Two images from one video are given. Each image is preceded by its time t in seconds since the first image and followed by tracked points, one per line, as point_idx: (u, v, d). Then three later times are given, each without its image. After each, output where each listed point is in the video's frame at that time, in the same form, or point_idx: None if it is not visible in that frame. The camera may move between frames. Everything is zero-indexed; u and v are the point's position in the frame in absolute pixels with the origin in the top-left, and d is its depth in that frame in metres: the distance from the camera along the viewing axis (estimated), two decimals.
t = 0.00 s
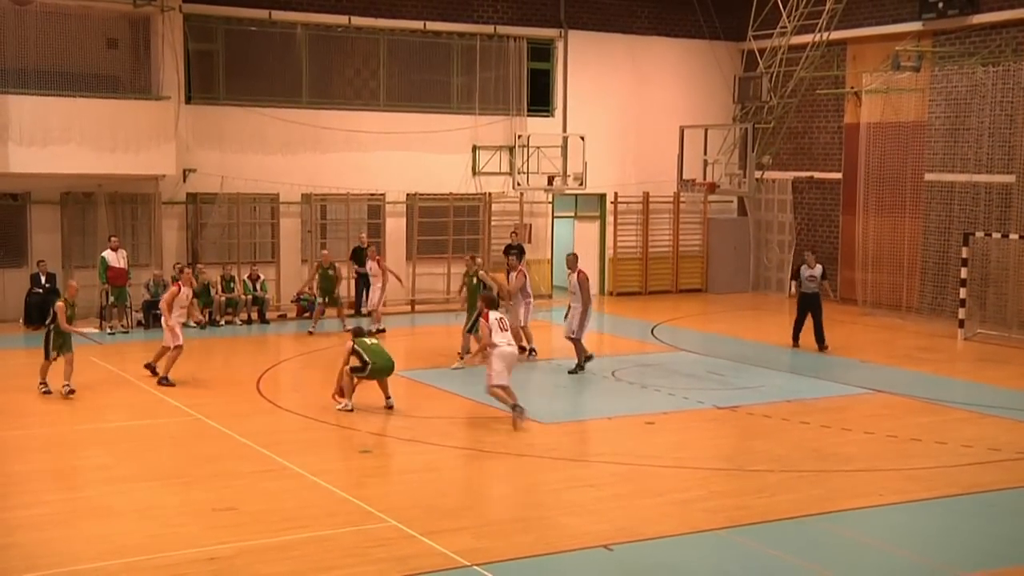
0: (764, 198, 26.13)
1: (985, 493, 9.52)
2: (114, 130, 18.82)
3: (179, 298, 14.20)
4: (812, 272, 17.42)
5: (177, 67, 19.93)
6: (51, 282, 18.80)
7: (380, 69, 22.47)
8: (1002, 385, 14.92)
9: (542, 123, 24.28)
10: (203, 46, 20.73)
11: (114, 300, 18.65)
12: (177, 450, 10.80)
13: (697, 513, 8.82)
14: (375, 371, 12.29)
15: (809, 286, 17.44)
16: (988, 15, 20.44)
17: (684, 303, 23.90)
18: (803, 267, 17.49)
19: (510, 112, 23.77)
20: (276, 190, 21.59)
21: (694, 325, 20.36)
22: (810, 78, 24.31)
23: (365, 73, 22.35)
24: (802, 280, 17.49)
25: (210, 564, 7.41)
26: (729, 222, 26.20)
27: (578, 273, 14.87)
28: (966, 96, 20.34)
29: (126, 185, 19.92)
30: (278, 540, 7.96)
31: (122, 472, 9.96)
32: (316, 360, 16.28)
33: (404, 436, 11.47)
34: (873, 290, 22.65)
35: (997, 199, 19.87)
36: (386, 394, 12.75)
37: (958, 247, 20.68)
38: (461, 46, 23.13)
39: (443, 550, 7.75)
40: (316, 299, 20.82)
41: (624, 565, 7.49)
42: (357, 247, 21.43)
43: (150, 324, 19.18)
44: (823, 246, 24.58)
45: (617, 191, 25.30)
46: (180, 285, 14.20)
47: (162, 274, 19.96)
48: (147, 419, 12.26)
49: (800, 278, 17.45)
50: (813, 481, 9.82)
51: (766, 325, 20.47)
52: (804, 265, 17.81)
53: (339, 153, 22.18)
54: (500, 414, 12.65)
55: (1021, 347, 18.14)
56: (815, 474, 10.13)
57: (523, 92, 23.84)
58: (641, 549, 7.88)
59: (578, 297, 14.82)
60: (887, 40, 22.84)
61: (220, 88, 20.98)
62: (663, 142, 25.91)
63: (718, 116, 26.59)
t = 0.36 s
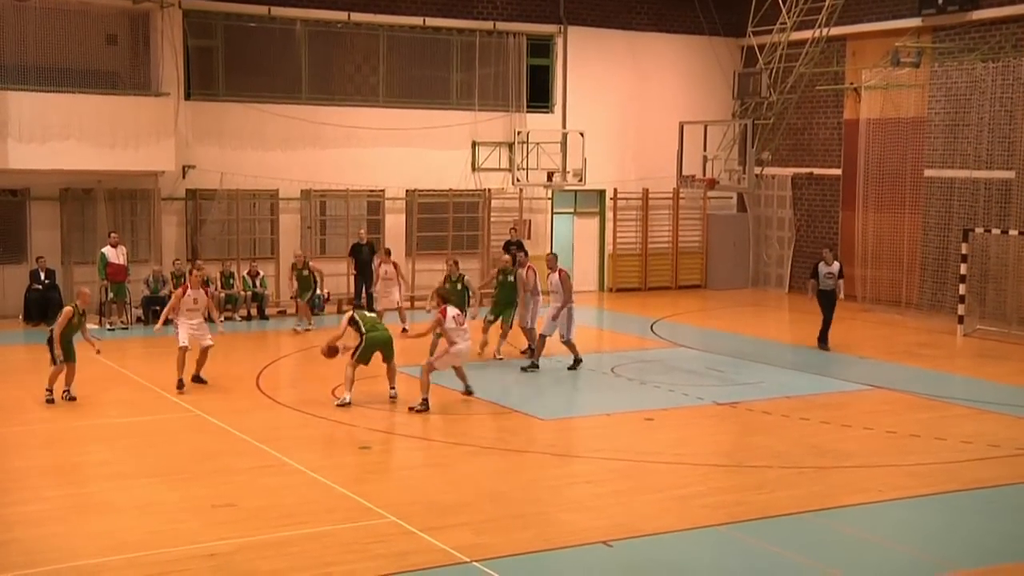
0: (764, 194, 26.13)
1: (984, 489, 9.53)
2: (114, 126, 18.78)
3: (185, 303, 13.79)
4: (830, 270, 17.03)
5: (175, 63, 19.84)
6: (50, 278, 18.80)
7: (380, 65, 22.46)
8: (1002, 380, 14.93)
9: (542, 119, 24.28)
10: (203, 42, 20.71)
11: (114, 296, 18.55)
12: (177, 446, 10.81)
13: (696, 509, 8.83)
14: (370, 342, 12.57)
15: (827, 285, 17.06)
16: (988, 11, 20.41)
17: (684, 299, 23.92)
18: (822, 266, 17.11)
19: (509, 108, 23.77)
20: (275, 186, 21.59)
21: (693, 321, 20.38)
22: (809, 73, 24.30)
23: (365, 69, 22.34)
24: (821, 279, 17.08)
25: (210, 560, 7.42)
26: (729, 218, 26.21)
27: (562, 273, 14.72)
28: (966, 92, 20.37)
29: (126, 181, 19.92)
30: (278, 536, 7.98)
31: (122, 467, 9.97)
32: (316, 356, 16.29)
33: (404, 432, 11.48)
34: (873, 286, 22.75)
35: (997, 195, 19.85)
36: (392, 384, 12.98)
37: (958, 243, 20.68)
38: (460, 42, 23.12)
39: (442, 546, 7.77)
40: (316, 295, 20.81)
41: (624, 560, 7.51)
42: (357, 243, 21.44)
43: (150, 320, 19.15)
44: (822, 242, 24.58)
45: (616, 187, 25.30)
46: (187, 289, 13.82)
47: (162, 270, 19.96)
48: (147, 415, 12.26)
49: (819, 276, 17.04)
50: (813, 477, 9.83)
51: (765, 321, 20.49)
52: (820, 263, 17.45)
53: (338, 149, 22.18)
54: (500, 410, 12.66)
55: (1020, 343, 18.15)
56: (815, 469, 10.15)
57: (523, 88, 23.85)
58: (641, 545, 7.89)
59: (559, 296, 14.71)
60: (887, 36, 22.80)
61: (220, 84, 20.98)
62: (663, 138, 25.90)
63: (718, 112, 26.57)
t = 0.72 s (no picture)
0: (763, 192, 26.14)
1: (983, 487, 9.54)
2: (112, 125, 18.76)
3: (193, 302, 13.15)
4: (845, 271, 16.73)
5: (174, 62, 19.98)
6: (49, 276, 18.81)
7: (379, 63, 22.46)
8: (1002, 378, 14.94)
9: (541, 118, 24.29)
10: (202, 40, 20.72)
11: (112, 295, 18.61)
12: (176, 445, 10.81)
13: (695, 507, 8.84)
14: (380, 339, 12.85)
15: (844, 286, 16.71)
16: (986, 9, 20.39)
17: (683, 298, 23.93)
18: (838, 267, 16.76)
19: (508, 106, 23.79)
20: (274, 184, 21.58)
21: (692, 319, 20.39)
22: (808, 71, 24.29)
23: (364, 67, 22.33)
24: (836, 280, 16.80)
25: (210, 558, 7.43)
26: (728, 216, 26.23)
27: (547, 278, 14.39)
28: (965, 90, 20.39)
29: (125, 179, 19.92)
30: (277, 534, 7.98)
31: (122, 466, 9.98)
32: (315, 355, 16.30)
33: (403, 430, 11.49)
34: (872, 284, 22.77)
35: (995, 193, 19.85)
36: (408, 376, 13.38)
37: (957, 240, 20.67)
38: (459, 40, 23.12)
39: (441, 544, 7.77)
40: (315, 294, 20.78)
41: (623, 559, 7.51)
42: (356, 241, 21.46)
43: (148, 318, 19.09)
44: (821, 240, 24.59)
45: (615, 185, 25.30)
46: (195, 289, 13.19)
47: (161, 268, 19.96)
48: (146, 413, 12.27)
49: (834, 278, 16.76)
50: (811, 475, 9.83)
51: (764, 319, 20.49)
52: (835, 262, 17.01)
53: (338, 147, 22.17)
54: (499, 408, 12.67)
55: (1019, 341, 18.16)
56: (814, 467, 10.16)
57: (522, 87, 23.90)
58: (640, 543, 7.90)
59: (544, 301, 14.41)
60: (885, 34, 22.79)
61: (219, 82, 20.98)
62: (662, 137, 25.90)
63: (717, 111, 26.57)
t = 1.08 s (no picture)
0: (760, 193, 26.17)
1: (980, 488, 9.54)
2: (110, 127, 18.74)
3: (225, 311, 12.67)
4: (859, 274, 16.47)
5: (172, 62, 19.98)
6: (46, 278, 18.80)
7: (377, 65, 22.46)
8: (1000, 379, 14.94)
9: (539, 119, 24.29)
10: (200, 42, 20.74)
11: (110, 296, 18.53)
12: (174, 446, 10.79)
13: (694, 508, 8.83)
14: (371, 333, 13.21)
15: (858, 290, 16.53)
16: (983, 11, 20.43)
17: (681, 299, 23.93)
18: (852, 272, 16.46)
19: (506, 108, 23.78)
20: (272, 185, 21.57)
21: (690, 320, 20.41)
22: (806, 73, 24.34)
23: (362, 69, 22.34)
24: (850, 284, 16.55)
25: (207, 560, 7.42)
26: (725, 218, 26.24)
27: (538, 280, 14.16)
28: (962, 92, 20.36)
29: (122, 181, 19.90)
30: (275, 536, 7.97)
31: (120, 467, 9.97)
32: (314, 356, 16.30)
33: (401, 432, 11.48)
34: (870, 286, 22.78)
35: (993, 195, 19.86)
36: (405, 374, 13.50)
37: (954, 242, 20.66)
38: (457, 41, 23.14)
39: (440, 546, 7.76)
40: (313, 295, 20.76)
41: (621, 560, 7.51)
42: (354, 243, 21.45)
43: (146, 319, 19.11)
44: (818, 242, 24.59)
45: (613, 186, 25.31)
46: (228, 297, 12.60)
47: (159, 270, 19.96)
48: (144, 415, 12.26)
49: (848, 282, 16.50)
50: (809, 477, 9.83)
51: (761, 320, 20.51)
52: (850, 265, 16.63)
53: (336, 148, 22.17)
54: (497, 409, 12.67)
55: (1016, 342, 18.17)
56: (812, 468, 10.16)
57: (520, 88, 23.88)
58: (638, 545, 7.89)
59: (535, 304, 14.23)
60: (882, 36, 22.82)
61: (216, 83, 20.98)
62: (660, 138, 25.91)
63: (714, 112, 26.60)
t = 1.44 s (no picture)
0: (754, 195, 26.20)
1: (974, 489, 9.56)
2: (103, 128, 18.71)
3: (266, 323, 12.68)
4: (873, 275, 16.40)
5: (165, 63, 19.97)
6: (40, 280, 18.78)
7: (371, 66, 22.45)
8: (993, 380, 14.98)
9: (533, 120, 24.30)
10: (194, 43, 20.72)
11: (104, 297, 18.50)
12: (169, 448, 10.78)
13: (688, 509, 8.84)
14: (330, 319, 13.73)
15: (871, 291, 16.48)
16: (976, 13, 20.51)
17: (675, 300, 23.93)
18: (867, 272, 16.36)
19: (500, 110, 23.77)
20: (266, 186, 21.55)
21: (685, 322, 20.43)
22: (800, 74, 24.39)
23: (356, 70, 22.33)
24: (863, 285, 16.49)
25: (202, 562, 7.41)
26: (720, 219, 26.26)
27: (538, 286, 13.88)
28: (955, 94, 20.33)
29: (115, 182, 19.87)
30: (270, 538, 7.97)
31: (115, 469, 9.96)
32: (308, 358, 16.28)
33: (396, 433, 11.47)
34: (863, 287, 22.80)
35: (986, 196, 19.89)
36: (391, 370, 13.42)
37: (948, 243, 20.66)
38: (451, 42, 23.14)
39: (434, 547, 7.76)
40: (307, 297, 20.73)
41: (616, 561, 7.51)
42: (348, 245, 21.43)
43: (140, 321, 19.09)
44: (812, 242, 24.61)
45: (607, 187, 25.32)
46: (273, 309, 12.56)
47: (153, 272, 19.92)
48: (139, 417, 12.24)
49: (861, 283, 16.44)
50: (804, 478, 9.84)
51: (755, 321, 20.55)
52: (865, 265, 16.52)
53: (331, 150, 22.17)
54: (492, 410, 12.66)
55: (1009, 343, 18.22)
56: (806, 470, 10.17)
57: (514, 89, 23.84)
58: (633, 545, 7.89)
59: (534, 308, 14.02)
60: (876, 37, 22.88)
61: (210, 84, 20.96)
62: (654, 138, 25.93)
63: (709, 114, 26.63)
